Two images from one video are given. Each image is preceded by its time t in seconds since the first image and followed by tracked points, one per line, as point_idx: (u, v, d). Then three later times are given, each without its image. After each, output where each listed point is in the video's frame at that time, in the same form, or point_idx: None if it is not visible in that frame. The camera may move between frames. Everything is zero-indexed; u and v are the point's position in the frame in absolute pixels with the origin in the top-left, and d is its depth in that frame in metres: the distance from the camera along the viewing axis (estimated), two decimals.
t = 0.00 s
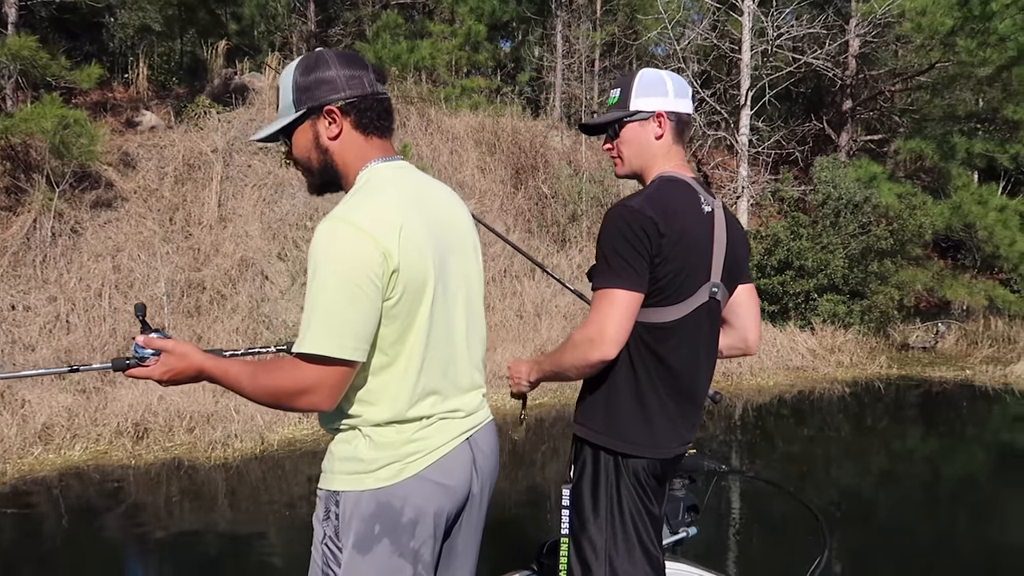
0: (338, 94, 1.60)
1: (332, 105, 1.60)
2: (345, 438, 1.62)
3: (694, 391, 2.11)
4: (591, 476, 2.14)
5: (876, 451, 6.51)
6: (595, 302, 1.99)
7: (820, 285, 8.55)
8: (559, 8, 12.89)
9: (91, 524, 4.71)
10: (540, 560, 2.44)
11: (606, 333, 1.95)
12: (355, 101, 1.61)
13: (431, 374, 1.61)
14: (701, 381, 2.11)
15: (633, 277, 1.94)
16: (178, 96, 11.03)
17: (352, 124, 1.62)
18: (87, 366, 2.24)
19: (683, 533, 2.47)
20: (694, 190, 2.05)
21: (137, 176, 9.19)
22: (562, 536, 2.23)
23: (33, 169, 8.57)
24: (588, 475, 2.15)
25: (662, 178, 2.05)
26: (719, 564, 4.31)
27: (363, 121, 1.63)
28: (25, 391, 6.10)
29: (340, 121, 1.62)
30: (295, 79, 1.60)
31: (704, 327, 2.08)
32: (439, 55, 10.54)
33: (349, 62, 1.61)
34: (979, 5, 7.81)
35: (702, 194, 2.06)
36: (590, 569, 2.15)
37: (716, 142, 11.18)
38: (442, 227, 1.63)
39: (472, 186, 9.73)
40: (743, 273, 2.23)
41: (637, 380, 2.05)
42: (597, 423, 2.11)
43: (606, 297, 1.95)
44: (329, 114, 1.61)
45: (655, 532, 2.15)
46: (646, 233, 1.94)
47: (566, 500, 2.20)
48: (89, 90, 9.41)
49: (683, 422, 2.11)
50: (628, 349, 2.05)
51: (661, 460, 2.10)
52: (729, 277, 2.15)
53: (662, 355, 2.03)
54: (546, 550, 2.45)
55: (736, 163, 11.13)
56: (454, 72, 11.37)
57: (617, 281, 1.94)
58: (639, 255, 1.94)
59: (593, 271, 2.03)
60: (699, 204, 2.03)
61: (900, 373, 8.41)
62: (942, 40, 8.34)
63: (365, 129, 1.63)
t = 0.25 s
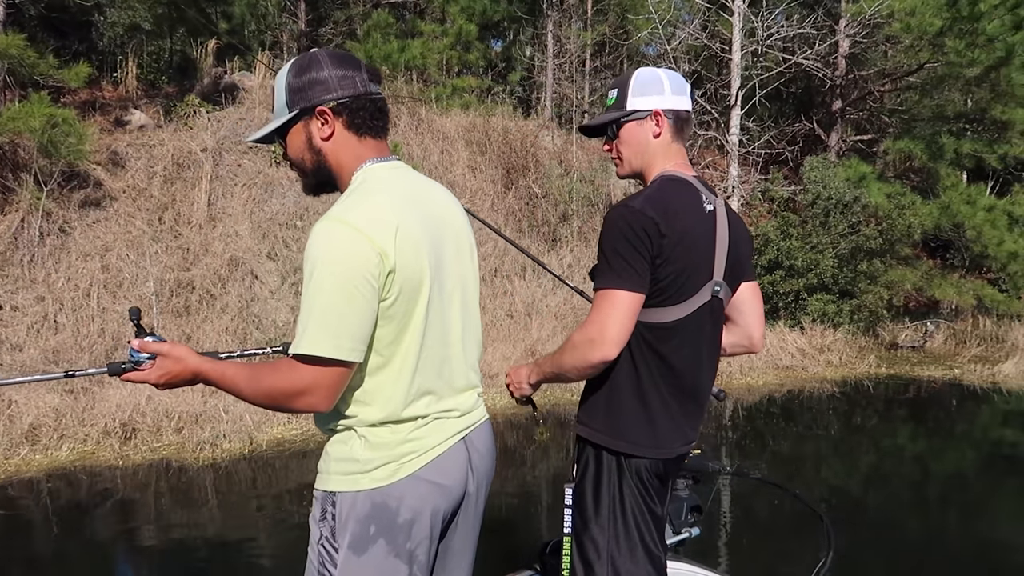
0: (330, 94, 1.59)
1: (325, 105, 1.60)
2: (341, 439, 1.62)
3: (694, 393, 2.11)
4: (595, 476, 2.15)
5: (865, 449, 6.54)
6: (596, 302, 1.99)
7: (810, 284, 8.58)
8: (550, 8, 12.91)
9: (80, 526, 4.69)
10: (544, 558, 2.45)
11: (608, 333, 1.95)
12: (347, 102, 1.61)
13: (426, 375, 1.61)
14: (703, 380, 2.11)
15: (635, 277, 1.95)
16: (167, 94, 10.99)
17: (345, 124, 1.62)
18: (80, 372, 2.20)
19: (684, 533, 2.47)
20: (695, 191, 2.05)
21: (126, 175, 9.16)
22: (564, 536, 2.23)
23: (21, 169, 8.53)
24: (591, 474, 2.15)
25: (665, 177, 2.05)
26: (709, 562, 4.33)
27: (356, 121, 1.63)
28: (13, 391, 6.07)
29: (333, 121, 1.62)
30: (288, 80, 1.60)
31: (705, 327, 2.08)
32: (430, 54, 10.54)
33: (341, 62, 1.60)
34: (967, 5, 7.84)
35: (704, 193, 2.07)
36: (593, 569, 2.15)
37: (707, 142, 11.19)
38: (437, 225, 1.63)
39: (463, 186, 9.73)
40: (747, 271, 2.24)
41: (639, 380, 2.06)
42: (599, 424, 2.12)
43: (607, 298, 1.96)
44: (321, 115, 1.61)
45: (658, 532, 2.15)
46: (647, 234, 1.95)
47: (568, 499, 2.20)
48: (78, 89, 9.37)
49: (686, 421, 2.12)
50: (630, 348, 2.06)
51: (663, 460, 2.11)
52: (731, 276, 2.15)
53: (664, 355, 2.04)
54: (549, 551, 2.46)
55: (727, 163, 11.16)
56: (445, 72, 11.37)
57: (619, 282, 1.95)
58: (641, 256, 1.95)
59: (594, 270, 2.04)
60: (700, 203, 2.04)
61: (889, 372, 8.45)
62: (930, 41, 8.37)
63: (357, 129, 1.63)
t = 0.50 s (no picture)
0: (316, 95, 1.59)
1: (311, 106, 1.60)
2: (334, 438, 1.61)
3: (691, 393, 2.11)
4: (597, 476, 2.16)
5: (849, 446, 6.58)
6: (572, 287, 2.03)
7: (794, 283, 8.68)
8: (536, 7, 12.90)
9: (63, 527, 4.67)
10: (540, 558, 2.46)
11: (569, 328, 1.99)
12: (333, 102, 1.61)
13: (418, 373, 1.61)
14: (703, 379, 2.12)
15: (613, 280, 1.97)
16: (151, 93, 10.92)
17: (331, 124, 1.62)
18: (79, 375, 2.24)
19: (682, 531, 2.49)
20: (697, 191, 2.05)
21: (108, 174, 9.10)
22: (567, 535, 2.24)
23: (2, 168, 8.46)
24: (592, 473, 2.17)
25: (668, 177, 2.05)
26: (695, 560, 4.34)
27: (343, 120, 1.62)
28: None
29: (319, 123, 1.61)
30: (275, 83, 1.60)
31: (705, 327, 2.08)
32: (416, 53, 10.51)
33: (327, 63, 1.60)
34: (950, 5, 7.86)
35: (705, 192, 2.06)
36: (595, 569, 2.16)
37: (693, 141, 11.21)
38: (429, 224, 1.62)
39: (448, 185, 9.72)
40: (748, 270, 2.25)
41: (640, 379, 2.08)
42: (600, 423, 2.13)
43: (580, 288, 2.00)
44: (308, 116, 1.61)
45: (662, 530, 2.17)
46: (644, 237, 1.95)
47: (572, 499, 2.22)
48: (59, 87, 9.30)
49: (689, 421, 2.13)
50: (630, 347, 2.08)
51: (666, 461, 2.12)
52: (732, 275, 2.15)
53: (665, 354, 2.06)
54: (545, 550, 2.47)
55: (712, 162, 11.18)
56: (431, 70, 11.35)
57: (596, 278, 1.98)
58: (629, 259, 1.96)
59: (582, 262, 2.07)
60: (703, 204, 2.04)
61: (872, 370, 8.50)
62: (914, 41, 8.40)
63: (345, 129, 1.63)
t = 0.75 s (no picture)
0: (311, 94, 1.58)
1: (306, 105, 1.59)
2: (330, 437, 1.61)
3: (690, 393, 2.11)
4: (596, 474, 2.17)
5: (834, 445, 6.62)
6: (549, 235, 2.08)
7: (780, 282, 8.75)
8: (522, 6, 12.90)
9: (47, 530, 4.63)
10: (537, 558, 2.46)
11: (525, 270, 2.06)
12: (329, 100, 1.60)
13: (414, 372, 1.61)
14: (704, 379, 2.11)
15: (583, 246, 2.01)
16: (135, 92, 10.86)
17: (327, 123, 1.61)
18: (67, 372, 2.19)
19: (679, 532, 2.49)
20: (700, 190, 2.03)
21: (92, 173, 9.05)
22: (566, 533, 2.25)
23: None
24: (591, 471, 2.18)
25: (673, 178, 2.04)
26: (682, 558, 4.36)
27: (338, 119, 1.62)
28: None
29: (315, 121, 1.61)
30: (271, 83, 1.60)
31: (709, 327, 2.07)
32: (402, 52, 10.49)
33: (322, 62, 1.60)
34: (933, 6, 7.91)
35: (710, 194, 2.04)
36: (593, 568, 2.16)
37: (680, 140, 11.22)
38: (425, 222, 1.62)
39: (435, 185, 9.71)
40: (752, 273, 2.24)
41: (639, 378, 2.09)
42: (602, 422, 2.14)
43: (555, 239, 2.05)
44: (303, 115, 1.60)
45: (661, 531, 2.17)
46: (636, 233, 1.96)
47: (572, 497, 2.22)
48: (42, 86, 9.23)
49: (688, 421, 2.14)
50: (631, 345, 2.09)
51: (666, 462, 2.12)
52: (737, 276, 2.13)
53: (662, 353, 2.06)
54: (542, 550, 2.48)
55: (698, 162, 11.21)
56: (417, 70, 11.33)
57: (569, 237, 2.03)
58: (608, 239, 1.98)
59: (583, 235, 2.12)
60: (706, 204, 2.02)
61: (857, 369, 8.55)
62: (898, 41, 8.42)
63: (340, 128, 1.62)
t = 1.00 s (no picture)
0: (315, 90, 1.59)
1: (310, 101, 1.59)
2: (331, 434, 1.61)
3: (690, 392, 2.11)
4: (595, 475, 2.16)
5: (824, 442, 6.64)
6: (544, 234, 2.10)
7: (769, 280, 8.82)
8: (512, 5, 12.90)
9: (35, 531, 4.60)
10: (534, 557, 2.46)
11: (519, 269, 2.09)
12: (332, 97, 1.60)
13: (416, 370, 1.61)
14: (704, 379, 2.11)
15: (579, 244, 2.02)
16: (123, 91, 10.81)
17: (330, 119, 1.61)
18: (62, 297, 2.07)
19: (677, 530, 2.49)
20: (697, 188, 2.04)
21: (79, 173, 9.00)
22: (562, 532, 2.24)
23: None
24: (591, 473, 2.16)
25: (669, 176, 2.05)
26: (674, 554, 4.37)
27: (341, 116, 1.62)
28: None
29: (318, 117, 1.61)
30: (275, 78, 1.60)
31: (707, 324, 2.08)
32: (392, 51, 10.48)
33: (327, 59, 1.60)
34: (921, 5, 7.95)
35: (707, 192, 2.05)
36: (589, 569, 2.15)
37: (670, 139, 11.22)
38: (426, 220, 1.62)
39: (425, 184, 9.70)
40: (754, 272, 2.24)
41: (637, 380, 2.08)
42: (599, 423, 2.14)
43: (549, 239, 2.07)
44: (307, 111, 1.60)
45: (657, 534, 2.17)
46: (630, 232, 1.98)
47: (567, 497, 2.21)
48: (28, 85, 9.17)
49: (687, 421, 2.14)
50: (627, 346, 2.09)
51: (664, 462, 2.12)
52: (737, 276, 2.13)
53: (659, 354, 2.06)
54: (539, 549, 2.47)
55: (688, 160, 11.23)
56: (407, 69, 11.31)
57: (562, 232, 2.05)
58: (603, 236, 1.99)
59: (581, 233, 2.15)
60: (702, 201, 2.03)
61: (845, 367, 8.58)
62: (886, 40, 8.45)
63: (344, 125, 1.62)
